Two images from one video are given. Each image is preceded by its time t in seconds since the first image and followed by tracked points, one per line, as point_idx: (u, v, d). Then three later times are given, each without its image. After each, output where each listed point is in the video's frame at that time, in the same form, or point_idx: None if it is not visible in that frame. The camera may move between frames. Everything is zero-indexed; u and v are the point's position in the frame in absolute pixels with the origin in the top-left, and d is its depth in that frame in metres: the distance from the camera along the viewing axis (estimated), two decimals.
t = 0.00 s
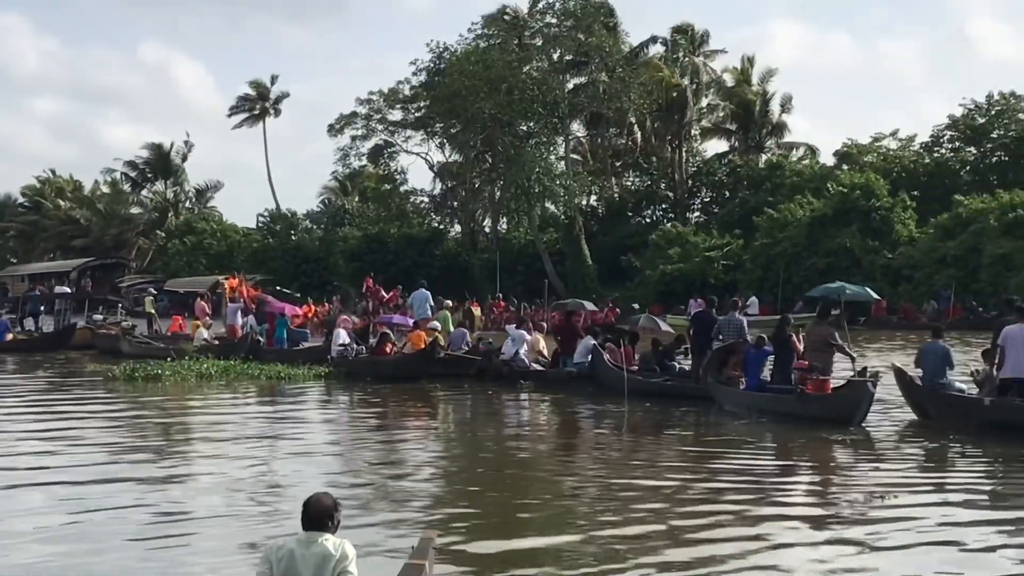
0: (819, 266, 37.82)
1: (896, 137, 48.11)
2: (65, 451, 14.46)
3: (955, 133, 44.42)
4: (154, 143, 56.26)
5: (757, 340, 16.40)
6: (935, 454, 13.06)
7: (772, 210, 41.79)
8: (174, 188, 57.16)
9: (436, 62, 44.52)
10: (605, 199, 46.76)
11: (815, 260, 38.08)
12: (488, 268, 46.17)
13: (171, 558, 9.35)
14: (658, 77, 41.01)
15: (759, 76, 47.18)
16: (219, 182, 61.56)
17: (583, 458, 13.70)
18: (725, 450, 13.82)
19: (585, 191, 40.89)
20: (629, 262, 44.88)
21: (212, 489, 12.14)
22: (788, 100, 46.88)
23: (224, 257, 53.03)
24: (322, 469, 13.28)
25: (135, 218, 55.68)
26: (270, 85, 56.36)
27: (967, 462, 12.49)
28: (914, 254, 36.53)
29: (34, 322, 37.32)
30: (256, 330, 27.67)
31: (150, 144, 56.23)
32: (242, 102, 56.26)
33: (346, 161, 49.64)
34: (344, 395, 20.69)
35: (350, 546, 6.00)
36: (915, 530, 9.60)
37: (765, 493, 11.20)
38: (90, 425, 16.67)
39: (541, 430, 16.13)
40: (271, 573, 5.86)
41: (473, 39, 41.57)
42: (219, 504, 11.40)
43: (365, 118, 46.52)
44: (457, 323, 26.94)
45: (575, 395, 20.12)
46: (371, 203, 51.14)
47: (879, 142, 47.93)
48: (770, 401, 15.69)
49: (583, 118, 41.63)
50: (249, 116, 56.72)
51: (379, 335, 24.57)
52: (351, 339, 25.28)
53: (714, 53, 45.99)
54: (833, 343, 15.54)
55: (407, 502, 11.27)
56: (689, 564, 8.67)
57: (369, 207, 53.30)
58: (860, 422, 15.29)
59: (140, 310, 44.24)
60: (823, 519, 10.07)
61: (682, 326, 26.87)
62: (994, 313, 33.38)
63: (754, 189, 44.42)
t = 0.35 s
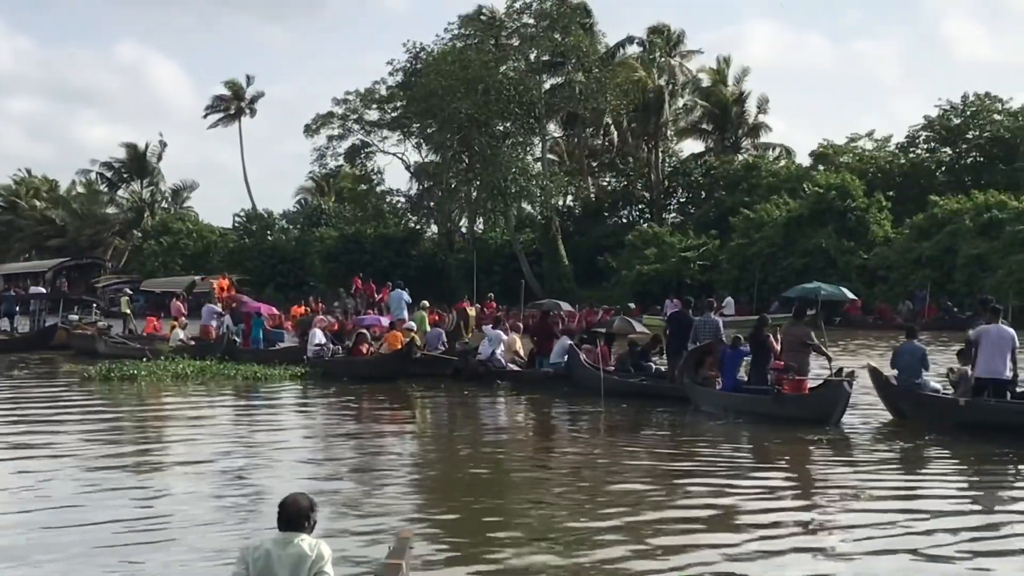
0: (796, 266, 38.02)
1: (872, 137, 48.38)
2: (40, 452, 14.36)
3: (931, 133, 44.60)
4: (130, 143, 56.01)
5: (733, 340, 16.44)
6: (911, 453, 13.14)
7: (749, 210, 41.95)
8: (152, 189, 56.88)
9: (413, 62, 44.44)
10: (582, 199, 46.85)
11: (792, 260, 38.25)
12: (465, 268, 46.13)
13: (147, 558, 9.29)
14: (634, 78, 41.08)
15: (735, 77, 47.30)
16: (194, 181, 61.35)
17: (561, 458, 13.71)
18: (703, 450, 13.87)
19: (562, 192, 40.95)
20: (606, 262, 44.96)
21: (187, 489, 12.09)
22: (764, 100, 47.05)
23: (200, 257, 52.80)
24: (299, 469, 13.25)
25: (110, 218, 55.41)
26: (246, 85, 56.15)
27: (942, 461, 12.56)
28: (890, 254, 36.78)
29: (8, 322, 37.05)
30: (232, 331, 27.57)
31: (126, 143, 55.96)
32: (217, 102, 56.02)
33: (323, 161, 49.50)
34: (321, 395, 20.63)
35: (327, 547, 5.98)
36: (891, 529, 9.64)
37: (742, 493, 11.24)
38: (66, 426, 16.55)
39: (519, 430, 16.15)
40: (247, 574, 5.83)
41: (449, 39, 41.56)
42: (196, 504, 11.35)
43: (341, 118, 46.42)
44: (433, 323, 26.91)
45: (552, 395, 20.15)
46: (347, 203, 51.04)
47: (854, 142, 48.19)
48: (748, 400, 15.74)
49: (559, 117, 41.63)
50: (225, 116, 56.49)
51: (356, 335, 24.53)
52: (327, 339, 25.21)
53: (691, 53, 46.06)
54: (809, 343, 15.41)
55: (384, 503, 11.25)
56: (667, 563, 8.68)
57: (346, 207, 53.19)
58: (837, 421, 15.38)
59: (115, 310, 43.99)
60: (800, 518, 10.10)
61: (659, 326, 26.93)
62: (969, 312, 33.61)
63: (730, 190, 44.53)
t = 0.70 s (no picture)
0: (775, 264, 38.15)
1: (851, 135, 48.58)
2: (16, 450, 14.25)
3: (910, 131, 44.73)
4: (109, 139, 55.74)
5: (712, 338, 16.44)
6: (890, 450, 13.19)
7: (728, 208, 42.05)
8: (131, 185, 56.64)
9: (393, 59, 44.34)
10: (561, 196, 46.84)
11: (771, 258, 38.38)
12: (444, 266, 46.04)
13: (126, 556, 9.23)
14: (614, 75, 41.05)
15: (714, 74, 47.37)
16: (173, 178, 61.12)
17: (540, 455, 13.70)
18: (682, 448, 13.87)
19: (542, 189, 40.97)
20: (586, 260, 44.98)
21: (167, 487, 12.04)
22: (743, 98, 47.18)
23: (180, 254, 52.54)
24: (278, 467, 13.19)
25: (89, 215, 55.13)
26: (225, 82, 55.94)
27: (921, 459, 12.59)
28: (869, 252, 36.95)
29: None
30: (212, 328, 27.44)
31: (104, 140, 55.70)
32: (197, 98, 55.79)
33: (302, 158, 49.35)
34: (301, 393, 20.56)
35: (307, 545, 5.96)
36: (869, 526, 9.67)
37: (722, 491, 11.25)
38: (43, 424, 16.43)
39: (499, 428, 16.12)
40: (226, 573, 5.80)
41: (429, 36, 41.48)
42: (174, 502, 11.28)
43: (321, 115, 46.30)
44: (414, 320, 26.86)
45: (532, 393, 20.14)
46: (327, 200, 50.90)
47: (834, 140, 48.38)
48: (728, 398, 15.77)
49: (540, 115, 41.62)
50: (204, 113, 56.26)
51: (335, 333, 24.45)
52: (307, 336, 25.13)
53: (670, 51, 46.08)
54: (789, 340, 15.54)
55: (364, 500, 11.21)
56: (647, 561, 8.68)
57: (325, 204, 53.06)
58: (817, 418, 15.42)
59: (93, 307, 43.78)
60: (779, 515, 10.11)
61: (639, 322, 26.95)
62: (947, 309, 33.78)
63: (709, 187, 44.59)
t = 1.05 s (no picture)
0: (757, 263, 38.25)
1: (833, 135, 48.77)
2: None
3: (891, 132, 44.92)
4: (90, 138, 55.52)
5: (695, 337, 16.48)
6: (872, 450, 13.24)
7: (711, 207, 42.16)
8: (113, 184, 56.47)
9: (376, 59, 44.28)
10: (544, 196, 46.86)
11: (753, 257, 38.49)
12: (427, 265, 45.99)
13: (108, 556, 9.19)
14: (596, 75, 41.08)
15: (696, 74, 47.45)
16: (156, 177, 60.93)
17: (523, 455, 13.70)
18: (665, 447, 13.89)
19: (525, 188, 40.97)
20: (568, 259, 45.02)
21: (149, 486, 12.01)
22: (724, 97, 47.31)
23: (162, 252, 52.33)
24: (260, 466, 13.15)
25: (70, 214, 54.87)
26: (208, 80, 55.77)
27: (901, 458, 12.66)
28: (850, 252, 37.11)
29: None
30: (194, 328, 27.35)
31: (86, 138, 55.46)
32: (179, 97, 55.60)
33: (284, 157, 49.23)
34: (283, 392, 20.50)
35: (290, 545, 5.94)
36: (851, 525, 9.69)
37: (704, 490, 11.27)
38: (25, 423, 16.34)
39: (482, 427, 16.12)
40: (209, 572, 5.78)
41: (412, 35, 41.39)
42: (156, 502, 11.23)
43: (303, 113, 46.21)
44: (396, 320, 26.84)
45: (514, 392, 20.14)
46: (309, 199, 50.81)
47: (816, 140, 48.57)
48: (711, 397, 15.81)
49: (522, 114, 41.60)
50: (186, 111, 56.05)
51: (318, 332, 24.39)
52: (289, 336, 25.07)
53: (653, 50, 46.12)
54: (772, 339, 15.62)
55: (347, 500, 11.18)
56: (630, 561, 8.68)
57: (307, 203, 52.94)
58: (799, 417, 15.47)
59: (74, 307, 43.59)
60: (761, 515, 10.13)
61: (621, 321, 26.99)
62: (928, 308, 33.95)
63: (691, 187, 44.66)
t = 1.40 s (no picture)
0: (741, 266, 38.33)
1: (816, 138, 48.95)
2: None
3: (874, 135, 45.09)
4: (73, 141, 55.35)
5: (679, 340, 16.52)
6: (854, 452, 13.30)
7: (694, 210, 42.24)
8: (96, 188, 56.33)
9: (359, 62, 44.22)
10: (528, 199, 46.86)
11: (737, 260, 38.57)
12: (411, 268, 45.96)
13: (92, 560, 9.15)
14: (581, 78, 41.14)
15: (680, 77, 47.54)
16: (138, 180, 60.75)
17: (508, 458, 13.70)
18: (648, 450, 13.92)
19: (509, 191, 41.00)
20: (552, 262, 45.08)
21: (133, 490, 11.98)
22: (708, 100, 47.42)
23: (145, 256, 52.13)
24: (245, 470, 13.13)
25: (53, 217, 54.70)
26: (191, 84, 55.63)
27: (885, 460, 12.71)
28: (834, 254, 37.25)
29: None
30: (177, 331, 27.28)
31: (69, 142, 55.28)
32: (162, 101, 55.44)
33: (268, 161, 49.14)
34: (267, 396, 20.46)
35: (274, 549, 5.94)
36: (834, 527, 9.72)
37: (688, 493, 11.30)
38: (8, 427, 16.27)
39: (466, 431, 16.12)
40: None
41: (396, 39, 41.35)
42: (141, 506, 11.19)
43: (287, 117, 46.14)
44: (380, 323, 26.83)
45: (497, 395, 20.16)
46: (293, 202, 50.74)
47: (799, 142, 48.73)
48: (695, 400, 15.86)
49: (506, 117, 41.55)
50: (169, 115, 55.89)
51: (301, 335, 24.36)
52: (273, 339, 25.04)
53: (637, 53, 46.16)
54: (757, 342, 15.69)
55: (332, 503, 11.18)
56: (614, 564, 8.69)
57: (291, 206, 52.85)
58: (784, 420, 15.52)
59: (57, 310, 43.46)
60: (746, 518, 10.15)
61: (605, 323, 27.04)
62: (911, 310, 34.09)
63: (675, 190, 44.72)
